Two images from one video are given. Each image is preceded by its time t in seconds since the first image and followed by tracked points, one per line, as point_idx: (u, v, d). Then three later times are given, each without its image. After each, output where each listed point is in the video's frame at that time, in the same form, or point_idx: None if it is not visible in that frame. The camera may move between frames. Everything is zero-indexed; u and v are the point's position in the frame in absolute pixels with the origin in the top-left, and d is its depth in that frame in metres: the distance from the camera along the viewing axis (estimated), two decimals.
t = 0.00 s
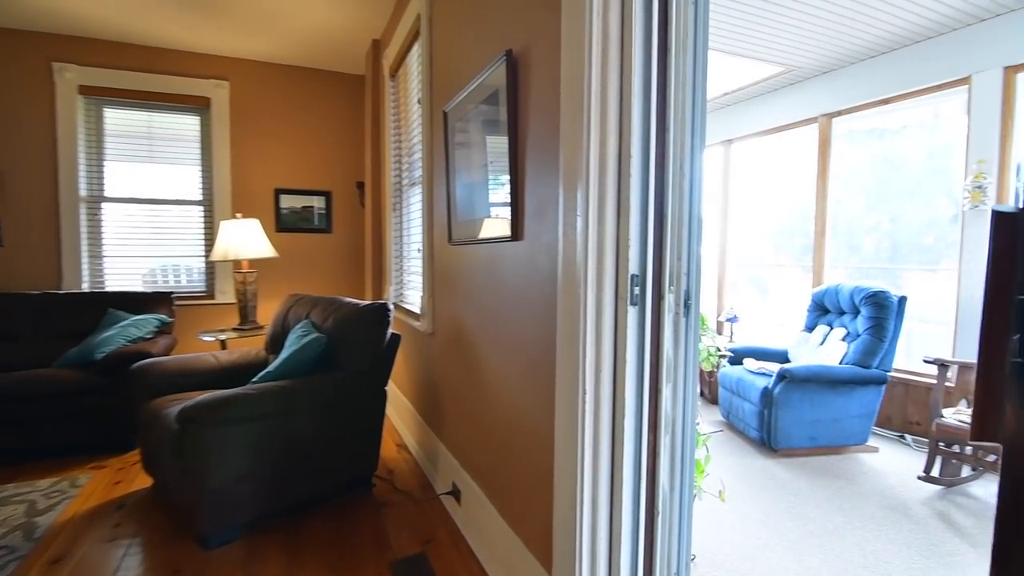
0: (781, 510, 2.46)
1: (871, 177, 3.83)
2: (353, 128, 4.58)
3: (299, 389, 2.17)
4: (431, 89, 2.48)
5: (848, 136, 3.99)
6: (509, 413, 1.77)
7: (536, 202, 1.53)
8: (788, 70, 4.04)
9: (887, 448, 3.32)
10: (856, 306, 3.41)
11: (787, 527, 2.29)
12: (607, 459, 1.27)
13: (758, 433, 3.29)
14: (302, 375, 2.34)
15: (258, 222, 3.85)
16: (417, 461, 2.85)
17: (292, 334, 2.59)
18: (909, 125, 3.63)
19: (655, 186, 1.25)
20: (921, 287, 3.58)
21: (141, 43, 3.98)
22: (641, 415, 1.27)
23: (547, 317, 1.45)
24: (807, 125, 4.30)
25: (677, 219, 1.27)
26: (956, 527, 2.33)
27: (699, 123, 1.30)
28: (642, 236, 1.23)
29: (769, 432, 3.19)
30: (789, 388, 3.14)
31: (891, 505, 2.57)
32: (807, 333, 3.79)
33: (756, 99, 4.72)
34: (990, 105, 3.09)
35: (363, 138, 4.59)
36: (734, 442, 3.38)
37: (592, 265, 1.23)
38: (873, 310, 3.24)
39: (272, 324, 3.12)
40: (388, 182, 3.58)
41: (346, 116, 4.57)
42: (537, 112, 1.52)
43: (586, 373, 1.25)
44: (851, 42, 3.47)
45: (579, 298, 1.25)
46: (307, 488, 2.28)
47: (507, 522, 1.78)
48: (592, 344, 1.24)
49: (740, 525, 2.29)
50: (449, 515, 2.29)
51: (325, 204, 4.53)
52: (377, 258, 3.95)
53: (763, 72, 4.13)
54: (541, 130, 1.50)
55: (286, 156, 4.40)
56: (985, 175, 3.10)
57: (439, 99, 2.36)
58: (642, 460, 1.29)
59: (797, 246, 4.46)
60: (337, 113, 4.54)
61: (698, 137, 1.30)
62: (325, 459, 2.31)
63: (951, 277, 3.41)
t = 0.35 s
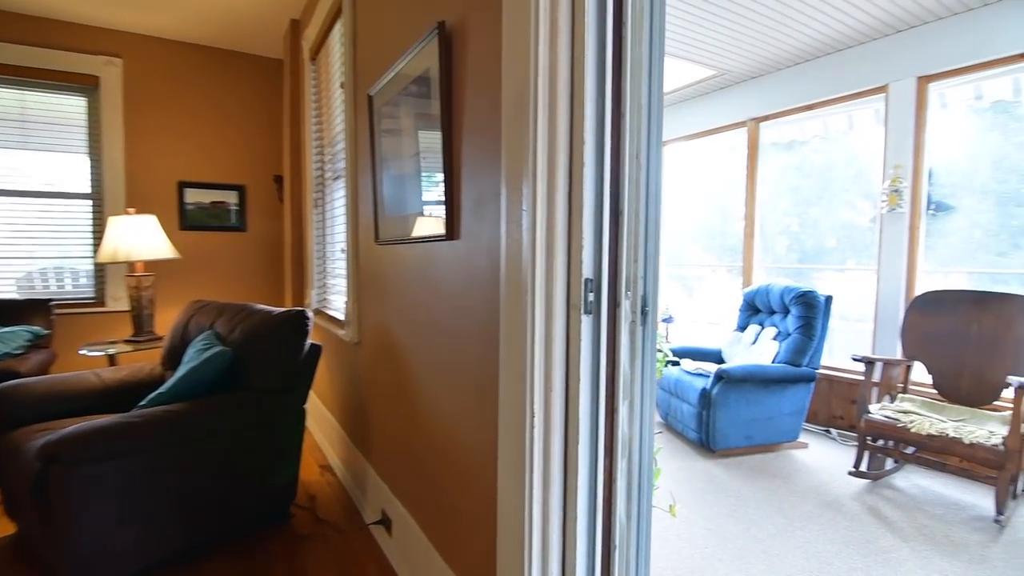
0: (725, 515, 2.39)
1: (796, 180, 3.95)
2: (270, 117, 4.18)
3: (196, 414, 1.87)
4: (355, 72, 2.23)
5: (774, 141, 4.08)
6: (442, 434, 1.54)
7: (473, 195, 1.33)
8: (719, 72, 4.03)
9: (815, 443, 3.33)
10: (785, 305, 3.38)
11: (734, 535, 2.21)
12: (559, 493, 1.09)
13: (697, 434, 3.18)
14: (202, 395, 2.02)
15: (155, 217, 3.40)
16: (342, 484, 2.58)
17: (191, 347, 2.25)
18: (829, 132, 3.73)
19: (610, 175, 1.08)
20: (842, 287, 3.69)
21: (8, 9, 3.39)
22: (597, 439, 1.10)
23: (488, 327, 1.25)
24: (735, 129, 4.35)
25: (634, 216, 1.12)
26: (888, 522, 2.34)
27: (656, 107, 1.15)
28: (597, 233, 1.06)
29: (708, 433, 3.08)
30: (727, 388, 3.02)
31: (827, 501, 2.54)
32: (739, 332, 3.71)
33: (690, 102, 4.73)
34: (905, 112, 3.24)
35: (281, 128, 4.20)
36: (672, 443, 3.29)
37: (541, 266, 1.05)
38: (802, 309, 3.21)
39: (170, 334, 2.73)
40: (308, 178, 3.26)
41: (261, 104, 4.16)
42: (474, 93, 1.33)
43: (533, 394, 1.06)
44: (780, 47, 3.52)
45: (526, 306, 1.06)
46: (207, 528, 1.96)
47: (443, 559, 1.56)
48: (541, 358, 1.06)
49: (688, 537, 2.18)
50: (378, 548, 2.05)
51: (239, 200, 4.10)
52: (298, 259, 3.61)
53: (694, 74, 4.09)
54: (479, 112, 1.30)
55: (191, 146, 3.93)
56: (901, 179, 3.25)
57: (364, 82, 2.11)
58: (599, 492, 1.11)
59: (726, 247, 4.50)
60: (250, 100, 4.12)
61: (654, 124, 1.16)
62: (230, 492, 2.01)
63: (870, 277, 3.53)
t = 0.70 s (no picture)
0: (657, 516, 2.33)
1: (716, 181, 4.02)
2: (162, 99, 3.72)
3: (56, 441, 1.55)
4: (255, 45, 1.96)
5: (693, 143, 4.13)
6: (351, 458, 1.33)
7: (384, 179, 1.14)
8: (644, 73, 4.03)
9: (736, 435, 3.37)
10: (708, 302, 3.37)
11: (667, 537, 2.16)
12: (486, 526, 0.93)
13: (626, 433, 3.10)
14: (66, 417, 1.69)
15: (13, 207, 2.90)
16: (246, 512, 2.29)
17: (52, 360, 1.89)
18: (745, 136, 3.83)
19: (542, 154, 0.93)
20: (760, 284, 3.79)
21: None
22: (530, 461, 0.94)
23: (402, 333, 1.06)
24: (657, 130, 4.36)
25: (568, 204, 0.97)
26: (808, 510, 2.40)
27: (591, 83, 1.01)
28: (529, 221, 0.90)
29: (637, 431, 3.01)
30: (656, 386, 2.96)
31: (751, 494, 2.55)
32: (664, 330, 3.66)
33: (614, 102, 4.69)
34: (814, 116, 3.38)
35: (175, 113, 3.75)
36: (601, 443, 3.21)
37: (464, 259, 0.88)
38: (724, 306, 3.22)
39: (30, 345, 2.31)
40: (205, 168, 2.91)
41: (152, 84, 3.69)
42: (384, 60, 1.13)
43: (456, 409, 0.90)
44: (703, 50, 3.57)
45: (447, 307, 0.89)
46: None
47: None
48: (465, 368, 0.90)
49: (622, 542, 2.11)
50: None
51: (126, 192, 3.61)
52: (196, 258, 3.22)
53: (620, 74, 4.08)
54: (390, 82, 1.11)
55: (62, 128, 3.40)
56: (811, 181, 3.38)
57: (264, 56, 1.85)
58: (533, 522, 0.95)
59: (649, 246, 4.53)
60: (134, 79, 3.63)
61: (590, 100, 1.02)
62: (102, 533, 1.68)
63: (784, 276, 3.64)
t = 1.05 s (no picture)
0: (601, 524, 2.21)
1: (652, 177, 4.00)
2: (41, 75, 3.23)
3: None
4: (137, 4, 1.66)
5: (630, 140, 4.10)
6: (245, 492, 1.10)
7: (276, 151, 0.91)
8: (582, 68, 3.95)
9: (676, 432, 3.32)
10: (647, 299, 3.27)
11: (614, 548, 2.04)
12: None
13: (568, 436, 2.95)
14: None
15: None
16: (137, 550, 1.96)
17: None
18: (680, 134, 3.83)
19: (473, 123, 0.77)
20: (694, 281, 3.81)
21: None
22: (460, 501, 0.75)
23: (299, 343, 0.85)
24: (595, 126, 4.29)
25: (504, 188, 0.83)
26: (749, 509, 2.35)
27: (528, 48, 0.89)
28: (457, 202, 0.72)
29: (579, 434, 2.87)
30: (598, 387, 2.84)
31: (694, 494, 2.48)
32: (604, 329, 3.53)
33: (553, 96, 4.56)
34: (747, 114, 3.37)
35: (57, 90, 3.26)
36: (542, 448, 3.06)
37: (371, 249, 0.67)
38: (663, 303, 3.12)
39: None
40: (90, 154, 2.51)
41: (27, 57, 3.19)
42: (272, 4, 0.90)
43: (363, 446, 0.69)
44: (640, 46, 3.52)
45: (349, 313, 0.68)
46: None
47: None
48: (374, 391, 0.69)
49: (568, 557, 1.97)
50: None
51: None
52: (82, 257, 2.80)
53: (558, 67, 3.97)
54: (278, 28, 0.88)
55: None
56: (745, 179, 3.38)
57: (146, 15, 1.56)
58: None
59: (589, 244, 4.45)
60: (3, 50, 3.12)
61: (527, 72, 0.90)
62: None
63: (720, 273, 3.65)
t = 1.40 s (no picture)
0: (549, 541, 2.10)
1: (597, 177, 3.96)
2: None
3: None
4: None
5: (573, 142, 4.05)
6: (120, 551, 0.90)
7: (149, 136, 0.73)
8: (525, 65, 3.85)
9: (621, 435, 3.26)
10: (592, 302, 3.18)
11: (563, 566, 1.94)
12: None
13: (514, 446, 2.82)
14: None
15: None
16: None
17: None
18: (622, 137, 3.82)
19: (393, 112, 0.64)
20: (636, 282, 3.80)
21: None
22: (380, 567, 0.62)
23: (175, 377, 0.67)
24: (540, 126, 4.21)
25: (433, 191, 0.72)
26: (697, 514, 2.30)
27: (460, 30, 0.78)
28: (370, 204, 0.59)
29: (526, 444, 2.75)
30: (544, 394, 2.72)
31: (641, 501, 2.42)
32: (550, 332, 3.43)
33: (496, 93, 4.42)
34: (689, 119, 3.38)
35: None
36: (487, 459, 2.92)
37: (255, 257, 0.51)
38: (608, 306, 3.03)
39: None
40: None
41: None
42: None
43: (251, 515, 0.53)
44: (583, 45, 3.46)
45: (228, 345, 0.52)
46: None
47: None
48: (266, 446, 0.53)
49: None
50: None
51: None
52: None
53: (501, 63, 3.85)
54: None
55: None
56: (686, 182, 3.41)
57: None
58: None
59: (534, 245, 4.35)
60: None
61: (458, 57, 0.78)
62: None
63: (663, 275, 3.64)
